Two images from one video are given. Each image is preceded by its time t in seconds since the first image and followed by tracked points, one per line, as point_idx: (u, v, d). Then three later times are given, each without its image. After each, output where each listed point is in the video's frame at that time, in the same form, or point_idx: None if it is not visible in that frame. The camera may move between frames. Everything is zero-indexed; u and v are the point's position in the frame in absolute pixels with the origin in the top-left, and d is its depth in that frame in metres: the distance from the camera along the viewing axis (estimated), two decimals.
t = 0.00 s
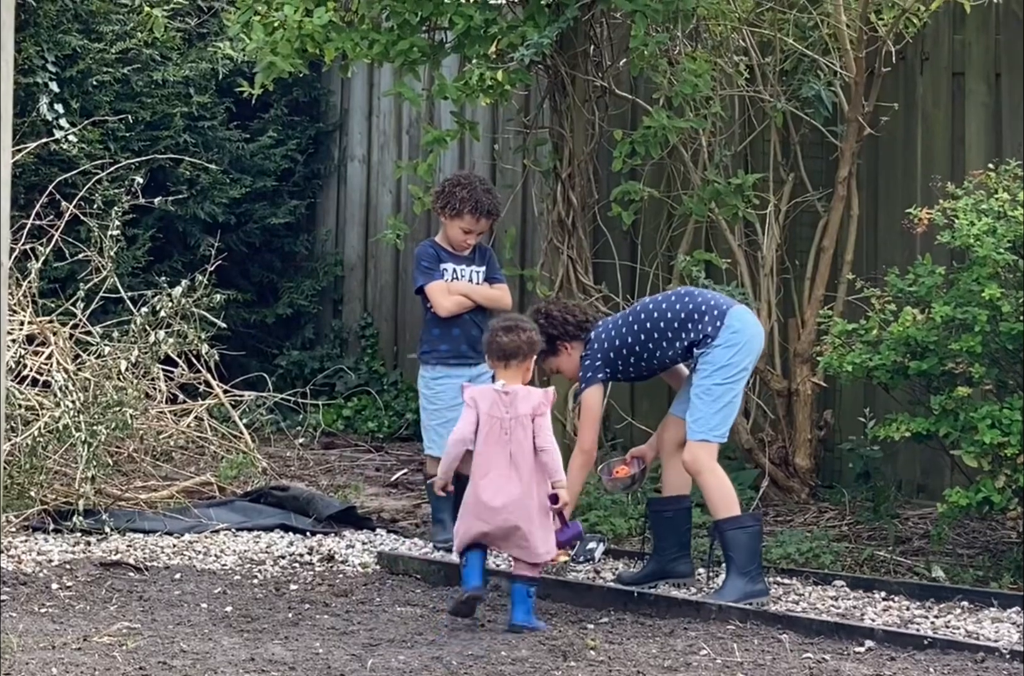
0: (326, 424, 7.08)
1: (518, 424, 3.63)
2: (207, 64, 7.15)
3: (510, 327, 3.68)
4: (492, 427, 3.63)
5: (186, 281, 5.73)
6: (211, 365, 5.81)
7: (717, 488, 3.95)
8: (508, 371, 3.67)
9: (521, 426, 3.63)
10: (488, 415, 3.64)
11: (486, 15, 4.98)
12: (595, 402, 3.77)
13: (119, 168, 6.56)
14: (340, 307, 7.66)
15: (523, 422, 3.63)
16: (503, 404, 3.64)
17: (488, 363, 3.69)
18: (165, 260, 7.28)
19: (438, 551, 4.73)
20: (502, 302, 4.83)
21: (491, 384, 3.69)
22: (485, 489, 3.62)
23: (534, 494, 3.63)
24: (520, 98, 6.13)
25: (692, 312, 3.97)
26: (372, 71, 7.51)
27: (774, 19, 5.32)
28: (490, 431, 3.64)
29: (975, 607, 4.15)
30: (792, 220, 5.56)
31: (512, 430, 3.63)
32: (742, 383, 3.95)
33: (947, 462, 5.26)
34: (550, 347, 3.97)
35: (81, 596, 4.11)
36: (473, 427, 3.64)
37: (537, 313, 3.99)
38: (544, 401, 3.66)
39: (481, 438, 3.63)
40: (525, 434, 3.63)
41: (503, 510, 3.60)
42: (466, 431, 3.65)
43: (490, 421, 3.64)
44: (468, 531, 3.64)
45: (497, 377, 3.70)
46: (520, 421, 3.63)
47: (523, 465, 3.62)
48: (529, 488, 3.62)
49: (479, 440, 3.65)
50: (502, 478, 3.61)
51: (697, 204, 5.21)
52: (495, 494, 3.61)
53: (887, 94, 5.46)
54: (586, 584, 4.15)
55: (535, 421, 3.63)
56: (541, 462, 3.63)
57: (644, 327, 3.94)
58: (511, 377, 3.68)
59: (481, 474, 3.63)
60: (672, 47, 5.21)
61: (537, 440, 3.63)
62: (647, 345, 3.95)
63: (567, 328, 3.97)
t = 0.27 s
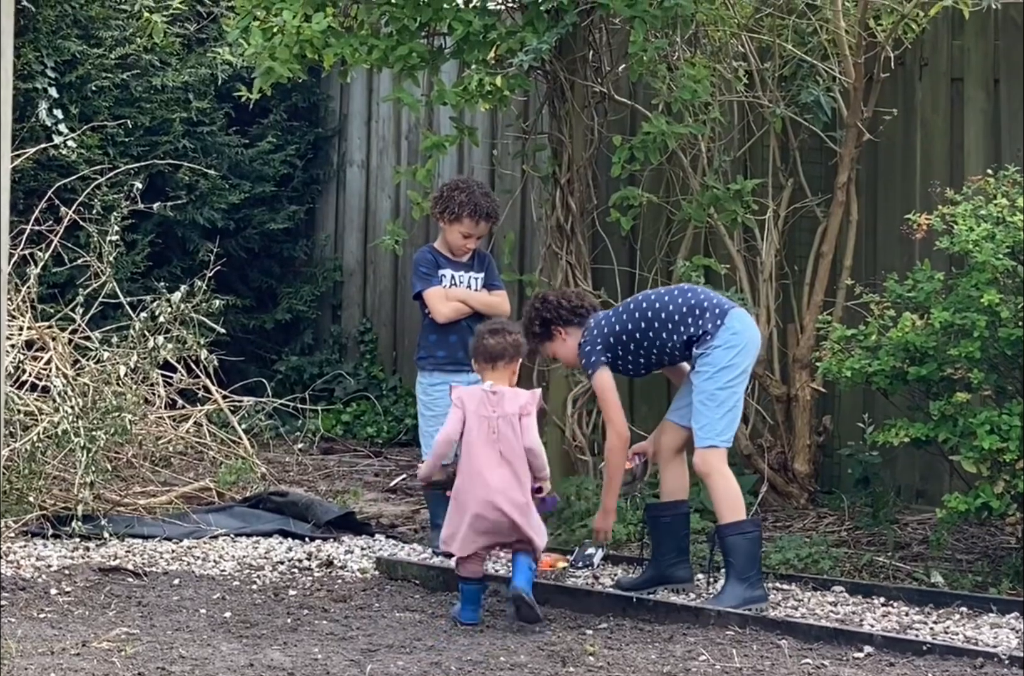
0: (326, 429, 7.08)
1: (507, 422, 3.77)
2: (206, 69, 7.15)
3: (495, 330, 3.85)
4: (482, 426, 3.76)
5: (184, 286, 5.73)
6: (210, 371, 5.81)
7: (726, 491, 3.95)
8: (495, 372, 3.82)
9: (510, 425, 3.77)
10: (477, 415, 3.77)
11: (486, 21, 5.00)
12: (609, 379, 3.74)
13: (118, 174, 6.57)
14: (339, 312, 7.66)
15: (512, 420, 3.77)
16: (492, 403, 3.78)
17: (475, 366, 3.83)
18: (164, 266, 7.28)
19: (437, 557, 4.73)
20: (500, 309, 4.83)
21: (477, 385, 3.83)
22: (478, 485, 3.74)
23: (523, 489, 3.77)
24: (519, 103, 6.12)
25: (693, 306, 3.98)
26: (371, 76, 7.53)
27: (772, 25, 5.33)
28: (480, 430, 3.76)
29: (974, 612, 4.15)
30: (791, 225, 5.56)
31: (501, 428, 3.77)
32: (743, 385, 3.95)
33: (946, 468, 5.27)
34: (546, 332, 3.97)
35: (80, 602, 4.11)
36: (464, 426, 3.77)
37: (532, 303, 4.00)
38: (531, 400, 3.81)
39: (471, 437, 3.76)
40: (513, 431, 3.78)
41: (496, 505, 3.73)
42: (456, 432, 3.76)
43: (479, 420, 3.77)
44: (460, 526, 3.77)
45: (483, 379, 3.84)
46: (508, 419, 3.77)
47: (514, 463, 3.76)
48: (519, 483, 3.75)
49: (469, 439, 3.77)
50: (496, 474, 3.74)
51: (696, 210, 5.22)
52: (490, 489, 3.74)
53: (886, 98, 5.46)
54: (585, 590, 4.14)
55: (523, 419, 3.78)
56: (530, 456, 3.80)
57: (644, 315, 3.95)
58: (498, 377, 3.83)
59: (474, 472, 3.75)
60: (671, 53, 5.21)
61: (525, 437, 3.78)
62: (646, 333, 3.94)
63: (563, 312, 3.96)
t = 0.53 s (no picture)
0: (324, 434, 7.07)
1: (517, 429, 3.82)
2: (205, 74, 7.15)
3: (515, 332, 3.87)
4: (491, 429, 3.82)
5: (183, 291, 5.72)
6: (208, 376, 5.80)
7: (725, 490, 3.95)
8: (512, 374, 3.84)
9: (520, 431, 3.83)
10: (489, 417, 3.82)
11: (485, 25, 5.01)
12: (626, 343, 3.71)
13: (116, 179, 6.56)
14: (337, 317, 7.64)
15: (522, 427, 3.83)
16: (505, 407, 3.82)
17: (493, 366, 3.86)
18: (163, 270, 7.27)
19: (436, 561, 4.71)
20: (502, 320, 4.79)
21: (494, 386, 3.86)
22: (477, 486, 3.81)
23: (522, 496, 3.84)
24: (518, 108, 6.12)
25: (705, 298, 3.97)
26: (370, 81, 7.53)
27: (771, 30, 5.34)
28: (489, 432, 3.82)
29: (973, 617, 4.15)
30: (790, 230, 5.56)
31: (510, 433, 3.82)
32: (746, 386, 3.96)
33: (945, 473, 5.27)
34: (545, 303, 3.89)
35: (78, 607, 4.10)
36: (474, 426, 3.82)
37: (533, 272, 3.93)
38: (544, 409, 3.86)
39: (479, 439, 3.82)
40: (520, 439, 3.83)
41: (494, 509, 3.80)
42: (466, 430, 3.81)
43: (489, 422, 3.82)
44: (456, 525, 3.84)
45: (500, 380, 3.87)
46: (518, 425, 3.83)
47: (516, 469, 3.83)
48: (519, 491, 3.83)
49: (476, 440, 3.82)
50: (495, 476, 3.81)
51: (696, 214, 5.23)
52: (486, 493, 3.81)
53: (885, 103, 5.42)
54: (583, 594, 4.13)
55: (533, 427, 3.83)
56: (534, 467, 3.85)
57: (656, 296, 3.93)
58: (514, 380, 3.86)
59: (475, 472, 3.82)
60: (671, 58, 5.20)
61: (532, 445, 3.84)
62: (652, 315, 3.93)
63: (563, 285, 3.87)
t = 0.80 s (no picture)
0: (324, 438, 7.07)
1: (507, 440, 3.85)
2: (204, 78, 7.15)
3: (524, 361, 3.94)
4: (484, 439, 3.88)
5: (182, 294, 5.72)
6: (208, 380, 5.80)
7: (723, 494, 3.94)
8: (514, 396, 3.91)
9: (510, 442, 3.84)
10: (484, 429, 3.90)
11: (484, 29, 5.02)
12: (657, 319, 3.68)
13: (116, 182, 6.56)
14: (337, 321, 7.64)
15: (513, 439, 3.85)
16: (501, 421, 3.90)
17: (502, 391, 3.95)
18: (162, 274, 7.27)
19: (434, 566, 4.70)
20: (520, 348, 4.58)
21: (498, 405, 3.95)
22: (462, 491, 3.84)
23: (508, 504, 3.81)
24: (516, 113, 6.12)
25: (733, 302, 3.98)
26: (370, 85, 7.54)
27: (770, 34, 5.35)
28: (483, 442, 3.88)
29: (972, 622, 4.15)
30: (790, 234, 5.57)
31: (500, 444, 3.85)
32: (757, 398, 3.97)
33: (944, 477, 5.27)
34: (568, 262, 3.87)
35: (77, 610, 4.09)
36: (469, 437, 3.91)
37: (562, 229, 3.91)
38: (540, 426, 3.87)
39: (473, 448, 3.88)
40: (511, 449, 3.84)
41: (476, 515, 3.81)
42: (461, 440, 3.91)
43: (484, 434, 3.89)
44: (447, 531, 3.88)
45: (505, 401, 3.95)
46: (509, 437, 3.85)
47: (502, 477, 3.81)
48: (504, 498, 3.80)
49: (470, 450, 3.89)
50: (478, 482, 3.82)
51: (695, 219, 5.23)
52: (465, 496, 3.83)
53: (884, 108, 5.45)
54: (582, 599, 4.12)
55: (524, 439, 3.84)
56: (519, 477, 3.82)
57: (686, 288, 3.93)
58: (520, 405, 3.92)
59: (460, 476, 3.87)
60: (670, 62, 5.20)
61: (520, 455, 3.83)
62: (678, 305, 3.93)
63: (590, 249, 3.86)
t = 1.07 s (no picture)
0: (323, 441, 7.06)
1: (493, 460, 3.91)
2: (204, 81, 7.15)
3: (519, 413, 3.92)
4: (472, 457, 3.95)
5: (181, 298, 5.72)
6: (207, 383, 5.80)
7: (729, 500, 3.94)
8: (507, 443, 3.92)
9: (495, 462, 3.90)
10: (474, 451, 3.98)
11: (484, 33, 5.02)
12: (714, 298, 3.72)
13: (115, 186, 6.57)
14: (336, 324, 7.65)
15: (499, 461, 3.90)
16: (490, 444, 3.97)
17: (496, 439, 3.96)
18: (162, 277, 7.28)
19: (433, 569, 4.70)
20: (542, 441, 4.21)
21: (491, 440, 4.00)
22: (444, 502, 3.89)
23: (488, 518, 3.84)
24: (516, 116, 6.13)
25: (767, 312, 4.00)
26: (369, 89, 7.54)
27: (770, 38, 5.37)
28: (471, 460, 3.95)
29: (972, 625, 4.14)
30: (789, 238, 5.57)
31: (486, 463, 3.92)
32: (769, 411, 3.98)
33: (943, 481, 5.28)
34: (620, 216, 3.92)
35: (77, 613, 4.09)
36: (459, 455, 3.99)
37: (619, 180, 3.98)
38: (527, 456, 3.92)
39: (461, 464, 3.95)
40: (493, 471, 3.89)
41: (455, 525, 3.85)
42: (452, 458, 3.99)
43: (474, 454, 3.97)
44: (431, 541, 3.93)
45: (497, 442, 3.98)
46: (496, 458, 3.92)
47: (483, 491, 3.86)
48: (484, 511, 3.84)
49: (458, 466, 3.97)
50: (460, 494, 3.88)
51: (695, 223, 5.23)
52: (440, 508, 3.90)
53: (883, 112, 5.44)
54: (581, 602, 4.11)
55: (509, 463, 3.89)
56: (496, 495, 3.86)
57: (732, 283, 3.94)
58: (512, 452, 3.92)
59: (442, 488, 3.95)
60: (670, 66, 5.20)
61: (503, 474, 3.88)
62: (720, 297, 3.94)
63: (645, 206, 3.91)
